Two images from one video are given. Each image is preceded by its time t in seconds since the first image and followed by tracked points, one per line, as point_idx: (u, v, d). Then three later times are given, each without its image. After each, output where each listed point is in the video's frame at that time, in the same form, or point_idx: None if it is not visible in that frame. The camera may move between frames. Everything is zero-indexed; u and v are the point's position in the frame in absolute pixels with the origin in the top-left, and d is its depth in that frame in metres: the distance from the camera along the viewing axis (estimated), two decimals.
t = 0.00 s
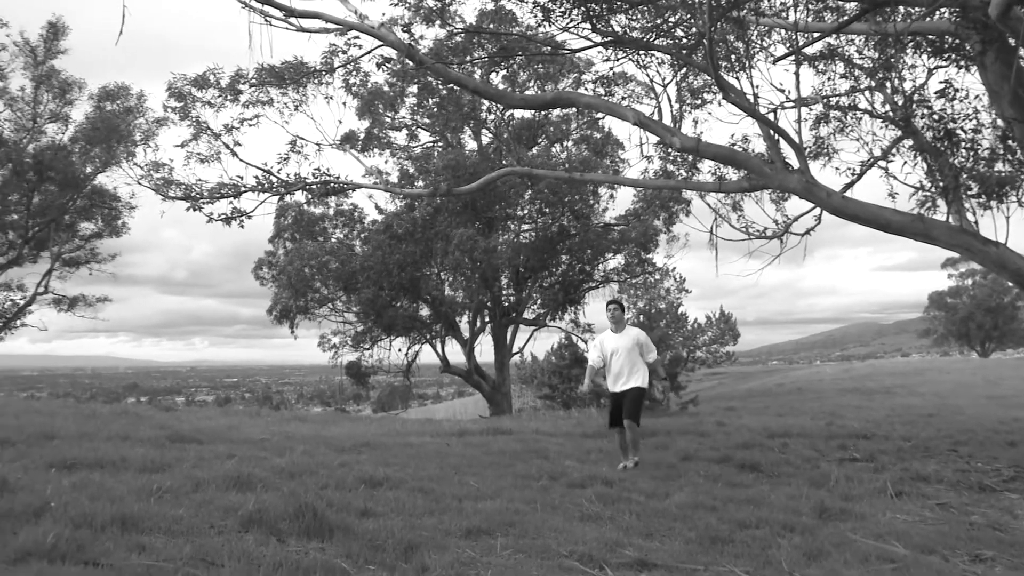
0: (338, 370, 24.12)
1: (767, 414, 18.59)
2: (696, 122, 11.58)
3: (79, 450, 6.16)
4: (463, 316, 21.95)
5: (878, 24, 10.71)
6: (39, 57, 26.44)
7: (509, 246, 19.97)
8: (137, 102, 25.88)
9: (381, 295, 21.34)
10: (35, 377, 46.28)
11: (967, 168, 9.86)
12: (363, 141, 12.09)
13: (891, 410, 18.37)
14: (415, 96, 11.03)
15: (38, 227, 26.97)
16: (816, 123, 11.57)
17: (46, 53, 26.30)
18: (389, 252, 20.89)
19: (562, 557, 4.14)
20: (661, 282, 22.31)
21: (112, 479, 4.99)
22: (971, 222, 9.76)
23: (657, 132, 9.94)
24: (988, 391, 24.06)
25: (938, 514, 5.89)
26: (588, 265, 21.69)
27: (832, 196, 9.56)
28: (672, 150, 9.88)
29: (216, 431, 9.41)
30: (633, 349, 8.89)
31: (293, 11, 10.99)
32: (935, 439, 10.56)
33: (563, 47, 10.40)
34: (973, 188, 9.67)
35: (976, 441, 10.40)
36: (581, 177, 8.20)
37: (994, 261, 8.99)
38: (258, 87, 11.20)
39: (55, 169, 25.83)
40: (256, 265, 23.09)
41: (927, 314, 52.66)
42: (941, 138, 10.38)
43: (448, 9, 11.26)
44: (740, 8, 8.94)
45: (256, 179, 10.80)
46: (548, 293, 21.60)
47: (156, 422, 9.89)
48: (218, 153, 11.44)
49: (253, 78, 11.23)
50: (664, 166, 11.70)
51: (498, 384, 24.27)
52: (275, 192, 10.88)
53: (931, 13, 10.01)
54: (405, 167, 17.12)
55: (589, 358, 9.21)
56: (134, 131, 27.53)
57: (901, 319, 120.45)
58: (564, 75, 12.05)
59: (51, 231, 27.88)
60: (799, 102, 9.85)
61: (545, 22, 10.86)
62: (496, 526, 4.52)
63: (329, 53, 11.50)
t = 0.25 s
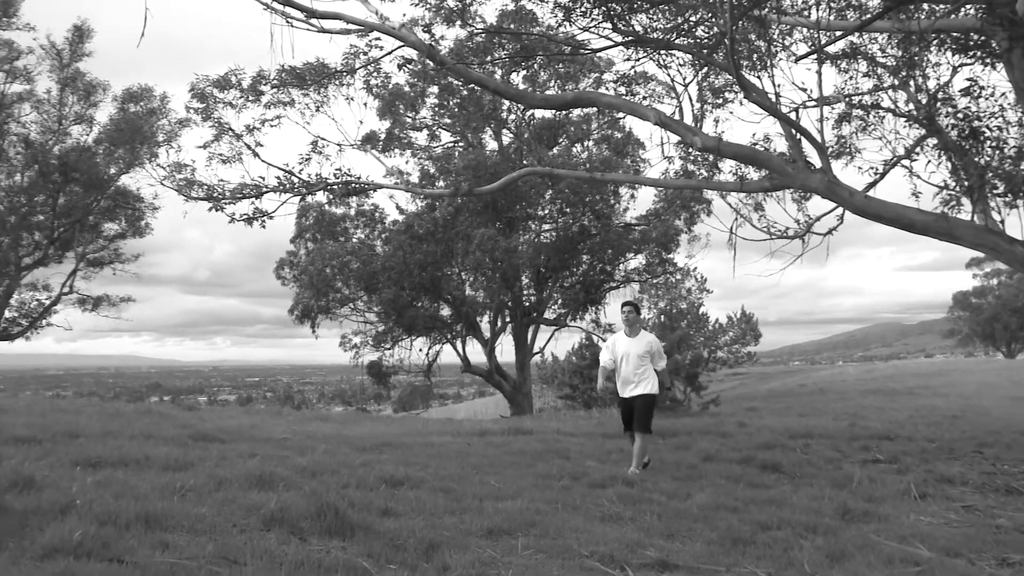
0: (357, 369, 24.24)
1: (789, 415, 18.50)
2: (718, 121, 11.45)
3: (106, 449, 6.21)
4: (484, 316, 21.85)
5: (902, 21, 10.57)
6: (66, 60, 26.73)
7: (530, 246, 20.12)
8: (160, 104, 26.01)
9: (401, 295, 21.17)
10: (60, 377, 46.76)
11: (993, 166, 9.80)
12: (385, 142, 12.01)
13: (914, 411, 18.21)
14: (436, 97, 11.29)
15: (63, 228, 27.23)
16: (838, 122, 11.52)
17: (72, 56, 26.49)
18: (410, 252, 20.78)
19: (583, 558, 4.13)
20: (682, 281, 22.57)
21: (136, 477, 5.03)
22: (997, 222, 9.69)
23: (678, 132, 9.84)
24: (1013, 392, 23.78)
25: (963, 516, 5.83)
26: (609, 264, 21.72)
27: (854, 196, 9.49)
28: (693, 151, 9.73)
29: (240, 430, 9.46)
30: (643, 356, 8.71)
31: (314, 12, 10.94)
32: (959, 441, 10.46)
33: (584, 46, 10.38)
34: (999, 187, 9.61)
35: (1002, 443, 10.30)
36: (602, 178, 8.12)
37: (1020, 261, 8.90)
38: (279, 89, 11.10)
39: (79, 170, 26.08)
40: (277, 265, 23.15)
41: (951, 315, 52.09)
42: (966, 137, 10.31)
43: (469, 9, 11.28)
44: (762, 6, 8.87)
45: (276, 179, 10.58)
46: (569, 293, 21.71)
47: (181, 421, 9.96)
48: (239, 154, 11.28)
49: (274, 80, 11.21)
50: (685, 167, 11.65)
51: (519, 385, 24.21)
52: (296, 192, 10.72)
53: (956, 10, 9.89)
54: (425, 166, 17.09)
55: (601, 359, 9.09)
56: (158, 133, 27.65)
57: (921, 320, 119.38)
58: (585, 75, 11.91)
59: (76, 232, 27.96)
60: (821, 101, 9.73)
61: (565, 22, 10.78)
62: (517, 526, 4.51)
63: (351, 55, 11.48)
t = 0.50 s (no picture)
0: (379, 369, 24.37)
1: (812, 416, 18.38)
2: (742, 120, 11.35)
3: (135, 447, 6.27)
4: (507, 316, 21.94)
5: (929, 18, 10.26)
6: (93, 62, 26.95)
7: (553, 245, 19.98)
8: (185, 105, 26.13)
9: (425, 294, 21.41)
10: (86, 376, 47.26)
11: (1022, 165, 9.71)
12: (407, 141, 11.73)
13: (940, 413, 18.01)
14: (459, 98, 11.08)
15: (89, 228, 27.48)
16: (863, 120, 11.46)
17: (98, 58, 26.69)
18: (433, 252, 21.05)
19: (607, 558, 4.12)
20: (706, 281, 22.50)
21: (161, 475, 5.06)
22: None
23: (702, 132, 9.74)
24: None
25: (992, 519, 5.76)
26: (633, 264, 21.54)
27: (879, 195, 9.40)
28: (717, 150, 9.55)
29: (266, 430, 9.51)
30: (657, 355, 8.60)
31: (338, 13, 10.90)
32: (988, 442, 10.34)
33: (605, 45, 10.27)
34: None
35: None
36: (625, 178, 8.04)
37: None
38: (303, 89, 11.15)
39: (106, 170, 26.83)
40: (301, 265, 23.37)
41: (979, 315, 51.49)
42: (994, 134, 10.21)
43: (491, 9, 11.23)
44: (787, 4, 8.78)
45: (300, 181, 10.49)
46: (592, 293, 21.60)
47: (206, 420, 10.04)
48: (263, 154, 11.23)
49: (298, 81, 11.21)
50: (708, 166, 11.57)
51: (542, 384, 24.22)
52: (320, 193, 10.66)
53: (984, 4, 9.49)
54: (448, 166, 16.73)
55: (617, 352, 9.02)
56: (182, 133, 27.63)
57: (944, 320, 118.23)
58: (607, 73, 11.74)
59: (103, 233, 28.14)
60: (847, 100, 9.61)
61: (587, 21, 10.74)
62: (540, 526, 4.51)
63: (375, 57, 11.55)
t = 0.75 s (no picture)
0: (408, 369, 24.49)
1: (844, 418, 18.21)
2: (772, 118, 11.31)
3: (169, 446, 6.33)
4: (536, 316, 22.02)
5: (963, 14, 10.00)
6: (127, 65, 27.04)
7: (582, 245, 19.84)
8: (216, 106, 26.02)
9: (454, 294, 21.42)
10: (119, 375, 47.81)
11: None
12: (436, 142, 11.30)
13: (976, 415, 17.76)
14: (488, 99, 11.14)
15: (122, 229, 27.63)
16: (895, 117, 11.38)
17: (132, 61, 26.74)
18: (462, 252, 20.74)
19: (636, 559, 4.11)
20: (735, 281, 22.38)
21: (193, 473, 5.11)
22: None
23: (731, 131, 9.63)
24: None
25: None
26: (661, 264, 21.44)
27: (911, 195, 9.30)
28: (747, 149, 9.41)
29: (299, 430, 9.58)
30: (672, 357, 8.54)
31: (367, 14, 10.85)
32: None
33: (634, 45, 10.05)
34: None
35: None
36: (654, 176, 7.96)
37: None
38: (333, 91, 11.10)
39: (138, 172, 26.54)
40: (331, 266, 23.50)
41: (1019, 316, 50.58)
42: None
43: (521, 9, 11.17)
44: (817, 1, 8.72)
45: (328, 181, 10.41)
46: (621, 293, 21.57)
47: (238, 419, 10.12)
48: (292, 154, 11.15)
49: (327, 81, 11.21)
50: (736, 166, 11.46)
51: (571, 384, 24.14)
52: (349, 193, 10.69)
53: None
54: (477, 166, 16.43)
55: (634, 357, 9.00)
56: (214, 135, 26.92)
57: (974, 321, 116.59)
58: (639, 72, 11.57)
59: (135, 233, 27.92)
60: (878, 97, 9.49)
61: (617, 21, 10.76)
62: (570, 526, 4.50)
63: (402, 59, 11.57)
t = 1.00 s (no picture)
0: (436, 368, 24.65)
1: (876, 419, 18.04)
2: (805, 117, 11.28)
3: (204, 444, 6.41)
4: (566, 315, 22.00)
5: (1001, 9, 9.88)
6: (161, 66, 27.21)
7: (612, 245, 19.62)
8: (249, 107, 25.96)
9: (485, 293, 21.60)
10: (152, 375, 48.38)
11: None
12: (467, 142, 11.31)
13: (1012, 417, 17.50)
14: (518, 99, 11.12)
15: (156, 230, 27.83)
16: (930, 116, 11.30)
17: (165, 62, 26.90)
18: (493, 252, 20.91)
19: (666, 559, 4.09)
20: (767, 281, 22.22)
21: (226, 471, 5.15)
22: None
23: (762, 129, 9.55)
24: None
25: None
26: (692, 264, 21.31)
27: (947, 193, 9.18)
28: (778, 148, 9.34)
29: (333, 428, 9.66)
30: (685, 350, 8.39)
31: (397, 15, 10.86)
32: None
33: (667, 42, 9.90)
34: None
35: None
36: (685, 176, 7.88)
37: None
38: (365, 92, 11.15)
39: (171, 172, 26.97)
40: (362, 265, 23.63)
41: None
42: None
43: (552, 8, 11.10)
44: None
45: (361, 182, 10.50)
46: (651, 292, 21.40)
47: (271, 418, 10.20)
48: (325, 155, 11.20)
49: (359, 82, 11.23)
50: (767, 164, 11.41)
51: (601, 384, 24.14)
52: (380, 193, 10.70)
53: None
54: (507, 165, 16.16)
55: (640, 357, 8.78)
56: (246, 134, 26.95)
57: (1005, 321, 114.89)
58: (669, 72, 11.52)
59: (168, 233, 28.08)
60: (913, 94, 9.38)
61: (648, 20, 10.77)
62: (600, 526, 4.49)
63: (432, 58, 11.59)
